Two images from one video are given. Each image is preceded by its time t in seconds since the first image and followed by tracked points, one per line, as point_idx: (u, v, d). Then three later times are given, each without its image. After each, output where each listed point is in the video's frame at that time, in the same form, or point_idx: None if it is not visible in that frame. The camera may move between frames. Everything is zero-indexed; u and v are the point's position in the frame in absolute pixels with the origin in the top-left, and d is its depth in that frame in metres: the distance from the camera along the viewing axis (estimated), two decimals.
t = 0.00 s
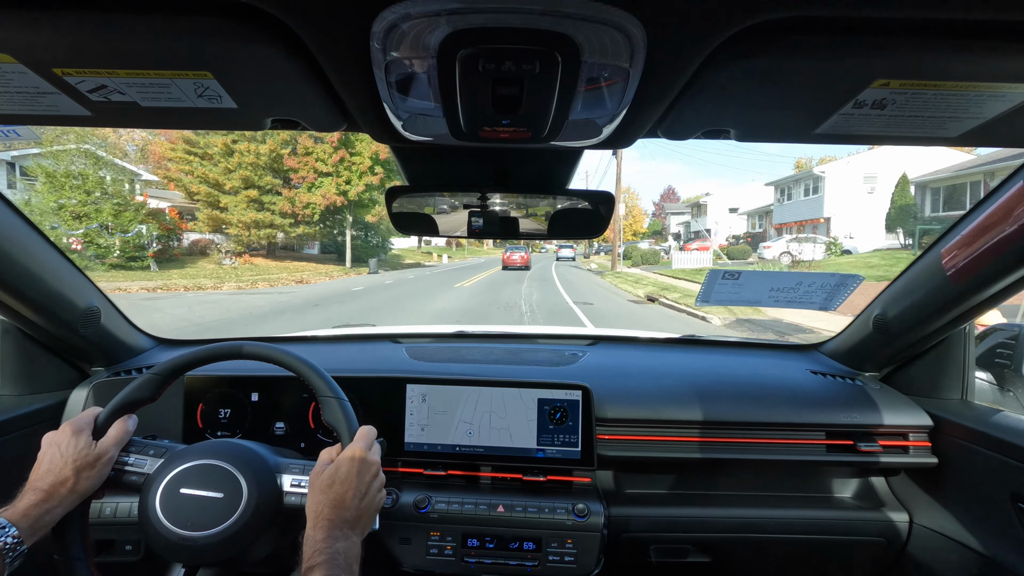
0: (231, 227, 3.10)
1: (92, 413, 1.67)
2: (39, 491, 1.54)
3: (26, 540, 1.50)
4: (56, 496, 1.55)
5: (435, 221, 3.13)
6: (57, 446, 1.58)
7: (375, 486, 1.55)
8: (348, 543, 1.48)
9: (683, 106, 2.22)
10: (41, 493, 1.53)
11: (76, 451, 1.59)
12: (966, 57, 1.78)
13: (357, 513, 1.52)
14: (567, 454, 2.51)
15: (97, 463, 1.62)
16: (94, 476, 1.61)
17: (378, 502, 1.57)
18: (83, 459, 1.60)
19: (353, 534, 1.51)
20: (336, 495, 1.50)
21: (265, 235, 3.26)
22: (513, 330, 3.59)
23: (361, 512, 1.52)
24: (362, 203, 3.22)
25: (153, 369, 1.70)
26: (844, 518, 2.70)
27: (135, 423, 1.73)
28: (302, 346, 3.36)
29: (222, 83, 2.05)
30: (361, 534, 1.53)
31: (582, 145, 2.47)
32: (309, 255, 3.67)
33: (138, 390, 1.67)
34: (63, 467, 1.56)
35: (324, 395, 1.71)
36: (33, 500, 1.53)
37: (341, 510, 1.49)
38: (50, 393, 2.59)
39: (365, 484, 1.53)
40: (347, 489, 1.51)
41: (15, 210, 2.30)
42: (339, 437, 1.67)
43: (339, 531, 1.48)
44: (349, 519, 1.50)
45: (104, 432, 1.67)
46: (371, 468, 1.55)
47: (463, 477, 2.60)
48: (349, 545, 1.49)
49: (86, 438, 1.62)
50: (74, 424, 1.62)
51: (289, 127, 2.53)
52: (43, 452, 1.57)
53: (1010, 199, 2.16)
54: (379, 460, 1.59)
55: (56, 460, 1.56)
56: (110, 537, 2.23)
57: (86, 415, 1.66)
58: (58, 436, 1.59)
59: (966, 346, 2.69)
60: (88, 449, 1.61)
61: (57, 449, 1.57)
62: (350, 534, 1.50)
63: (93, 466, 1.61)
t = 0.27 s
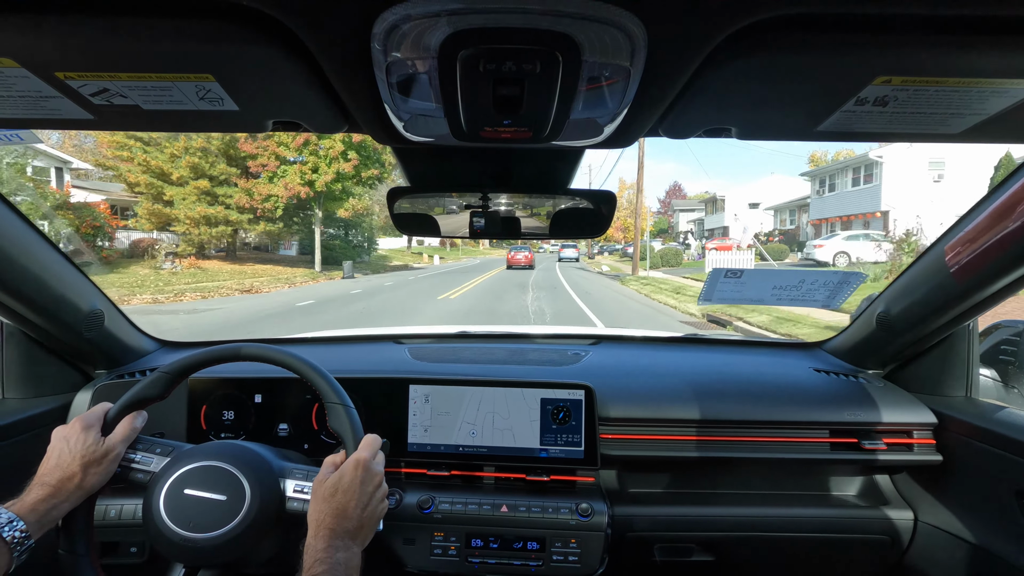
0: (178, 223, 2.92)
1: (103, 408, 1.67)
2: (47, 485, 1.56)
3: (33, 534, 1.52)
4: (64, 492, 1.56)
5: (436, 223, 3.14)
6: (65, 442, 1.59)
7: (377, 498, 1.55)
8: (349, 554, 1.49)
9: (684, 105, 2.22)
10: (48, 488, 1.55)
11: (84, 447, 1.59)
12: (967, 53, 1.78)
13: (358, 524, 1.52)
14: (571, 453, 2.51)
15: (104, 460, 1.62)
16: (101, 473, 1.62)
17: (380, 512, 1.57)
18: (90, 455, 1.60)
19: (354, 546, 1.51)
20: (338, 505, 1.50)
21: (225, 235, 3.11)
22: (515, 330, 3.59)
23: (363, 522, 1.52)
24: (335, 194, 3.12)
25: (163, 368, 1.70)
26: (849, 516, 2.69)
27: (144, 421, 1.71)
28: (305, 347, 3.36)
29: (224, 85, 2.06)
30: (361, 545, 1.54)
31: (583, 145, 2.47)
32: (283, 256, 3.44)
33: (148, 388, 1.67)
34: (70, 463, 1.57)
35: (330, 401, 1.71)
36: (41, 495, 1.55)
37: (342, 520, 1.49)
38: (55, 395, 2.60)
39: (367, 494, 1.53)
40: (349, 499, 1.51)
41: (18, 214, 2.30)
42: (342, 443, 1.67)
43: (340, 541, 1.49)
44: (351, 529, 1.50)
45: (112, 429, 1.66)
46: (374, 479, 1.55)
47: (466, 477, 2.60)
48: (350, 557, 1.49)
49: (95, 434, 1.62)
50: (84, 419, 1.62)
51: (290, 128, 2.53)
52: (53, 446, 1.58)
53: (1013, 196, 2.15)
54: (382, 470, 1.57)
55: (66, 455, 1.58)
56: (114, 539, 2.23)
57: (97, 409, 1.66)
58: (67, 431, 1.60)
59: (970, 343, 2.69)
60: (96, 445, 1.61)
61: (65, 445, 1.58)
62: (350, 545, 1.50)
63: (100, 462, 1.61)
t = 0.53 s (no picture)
0: (99, 220, 2.64)
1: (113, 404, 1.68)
2: (56, 480, 1.57)
3: (43, 528, 1.54)
4: (72, 487, 1.57)
5: (439, 222, 3.15)
6: (74, 438, 1.59)
7: (381, 503, 1.55)
8: (352, 559, 1.49)
9: (687, 102, 2.21)
10: (57, 482, 1.56)
11: (94, 443, 1.59)
12: (973, 49, 1.77)
13: (361, 530, 1.52)
14: (575, 452, 2.51)
15: (114, 455, 1.62)
16: (111, 468, 1.62)
17: (383, 518, 1.57)
18: (99, 451, 1.60)
19: (357, 551, 1.51)
20: (342, 509, 1.50)
21: (160, 234, 3.00)
22: (519, 329, 3.60)
23: (366, 528, 1.52)
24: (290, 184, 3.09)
25: (171, 365, 1.71)
26: (854, 514, 2.68)
27: (153, 417, 1.72)
28: (309, 346, 3.37)
29: (227, 85, 2.06)
30: (365, 550, 1.54)
31: (585, 143, 2.47)
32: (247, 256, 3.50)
33: (157, 385, 1.69)
34: (80, 457, 1.58)
35: (337, 404, 1.71)
36: (50, 490, 1.56)
37: (345, 525, 1.50)
38: (62, 395, 2.61)
39: (371, 500, 1.53)
40: (353, 504, 1.51)
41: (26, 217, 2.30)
42: (348, 445, 1.67)
43: (343, 546, 1.49)
44: (354, 534, 1.51)
45: (122, 425, 1.67)
46: (378, 484, 1.55)
47: (471, 476, 2.60)
48: (353, 561, 1.49)
49: (103, 430, 1.62)
50: (94, 415, 1.63)
51: (294, 128, 2.55)
52: (62, 441, 1.59)
53: (1018, 193, 2.14)
54: (386, 475, 1.58)
55: (74, 450, 1.58)
56: (121, 538, 2.24)
57: (108, 404, 1.67)
58: (77, 426, 1.60)
59: (976, 339, 2.68)
60: (105, 441, 1.61)
61: (74, 440, 1.59)
62: (354, 550, 1.50)
63: (109, 458, 1.62)
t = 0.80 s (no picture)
0: None
1: (117, 410, 1.70)
2: (62, 486, 1.57)
3: (49, 534, 1.54)
4: (78, 493, 1.58)
5: (443, 226, 3.16)
6: (80, 444, 1.60)
7: (386, 503, 1.56)
8: (358, 559, 1.49)
9: (691, 104, 2.21)
10: (62, 489, 1.57)
11: (98, 448, 1.60)
12: (977, 49, 1.76)
13: (367, 530, 1.52)
14: (580, 455, 2.51)
15: (118, 462, 1.63)
16: (115, 474, 1.63)
17: (389, 518, 1.57)
18: (105, 456, 1.61)
19: (363, 551, 1.51)
20: (348, 510, 1.51)
21: (101, 231, 2.57)
22: (524, 331, 3.60)
23: (372, 528, 1.53)
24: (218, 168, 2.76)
25: (176, 370, 1.72)
26: (862, 517, 2.66)
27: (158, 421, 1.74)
28: (314, 349, 3.38)
29: (232, 90, 2.07)
30: (370, 550, 1.54)
31: (589, 145, 2.47)
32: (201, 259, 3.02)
33: (163, 390, 1.69)
34: (85, 463, 1.59)
35: (341, 406, 1.71)
36: (56, 496, 1.57)
37: (351, 525, 1.50)
38: (70, 399, 2.62)
39: (377, 500, 1.54)
40: (358, 505, 1.51)
41: (37, 223, 2.31)
42: (353, 447, 1.68)
43: (349, 546, 1.49)
44: (360, 535, 1.51)
45: (126, 430, 1.67)
46: (383, 484, 1.55)
47: (476, 479, 2.60)
48: (359, 561, 1.49)
49: (108, 435, 1.63)
50: (99, 421, 1.64)
51: (298, 133, 2.55)
52: (68, 447, 1.60)
53: None
54: (391, 475, 1.58)
55: (80, 456, 1.59)
56: (128, 541, 2.24)
57: (112, 411, 1.68)
58: (82, 433, 1.61)
59: (983, 341, 2.67)
60: (110, 447, 1.62)
61: (79, 446, 1.60)
62: (360, 550, 1.51)
63: (114, 463, 1.63)
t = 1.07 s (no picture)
0: None
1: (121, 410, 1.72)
2: (67, 487, 1.59)
3: (56, 534, 1.55)
4: (84, 493, 1.59)
5: (447, 224, 3.17)
6: (84, 444, 1.62)
7: (391, 499, 1.56)
8: (363, 556, 1.49)
9: (694, 101, 2.20)
10: (68, 489, 1.58)
11: (104, 448, 1.62)
12: (983, 44, 1.75)
13: (372, 526, 1.53)
14: (584, 452, 2.51)
15: (123, 462, 1.65)
16: (120, 474, 1.65)
17: (394, 514, 1.58)
18: (110, 456, 1.63)
19: (368, 547, 1.51)
20: (353, 507, 1.51)
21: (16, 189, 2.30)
22: (527, 330, 3.60)
23: (377, 524, 1.53)
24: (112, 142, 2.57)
25: (179, 370, 1.74)
26: (868, 515, 2.65)
27: (161, 421, 1.76)
28: (318, 348, 3.38)
29: (235, 90, 2.08)
30: (375, 547, 1.54)
31: (592, 143, 2.46)
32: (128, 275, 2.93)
33: (166, 389, 1.72)
34: (90, 464, 1.60)
35: (344, 403, 1.72)
36: (61, 497, 1.58)
37: (356, 522, 1.50)
38: (76, 398, 2.63)
39: (381, 496, 1.54)
40: (363, 501, 1.52)
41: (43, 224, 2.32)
42: (358, 444, 1.68)
43: (355, 543, 1.49)
44: (364, 531, 1.51)
45: (131, 430, 1.70)
46: (387, 481, 1.55)
47: (479, 477, 2.61)
48: (364, 558, 1.50)
49: (112, 436, 1.65)
50: (103, 421, 1.66)
51: (301, 131, 2.56)
52: (73, 448, 1.61)
53: None
54: (395, 472, 1.59)
55: (85, 457, 1.60)
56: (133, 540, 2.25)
57: (115, 411, 1.70)
58: (86, 433, 1.63)
59: (990, 338, 2.66)
60: (115, 447, 1.64)
61: (84, 447, 1.61)
62: (365, 547, 1.51)
63: (119, 463, 1.64)
